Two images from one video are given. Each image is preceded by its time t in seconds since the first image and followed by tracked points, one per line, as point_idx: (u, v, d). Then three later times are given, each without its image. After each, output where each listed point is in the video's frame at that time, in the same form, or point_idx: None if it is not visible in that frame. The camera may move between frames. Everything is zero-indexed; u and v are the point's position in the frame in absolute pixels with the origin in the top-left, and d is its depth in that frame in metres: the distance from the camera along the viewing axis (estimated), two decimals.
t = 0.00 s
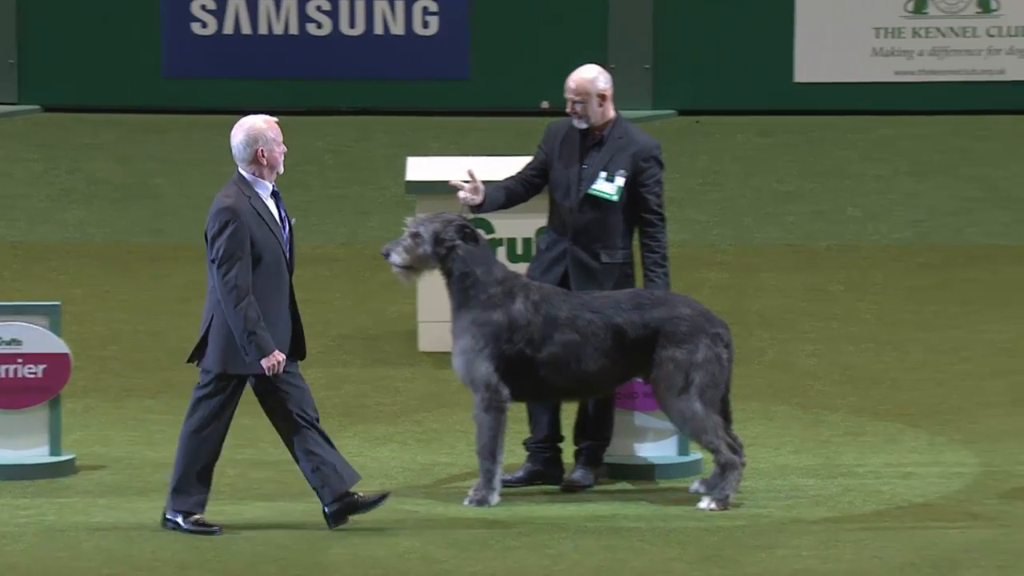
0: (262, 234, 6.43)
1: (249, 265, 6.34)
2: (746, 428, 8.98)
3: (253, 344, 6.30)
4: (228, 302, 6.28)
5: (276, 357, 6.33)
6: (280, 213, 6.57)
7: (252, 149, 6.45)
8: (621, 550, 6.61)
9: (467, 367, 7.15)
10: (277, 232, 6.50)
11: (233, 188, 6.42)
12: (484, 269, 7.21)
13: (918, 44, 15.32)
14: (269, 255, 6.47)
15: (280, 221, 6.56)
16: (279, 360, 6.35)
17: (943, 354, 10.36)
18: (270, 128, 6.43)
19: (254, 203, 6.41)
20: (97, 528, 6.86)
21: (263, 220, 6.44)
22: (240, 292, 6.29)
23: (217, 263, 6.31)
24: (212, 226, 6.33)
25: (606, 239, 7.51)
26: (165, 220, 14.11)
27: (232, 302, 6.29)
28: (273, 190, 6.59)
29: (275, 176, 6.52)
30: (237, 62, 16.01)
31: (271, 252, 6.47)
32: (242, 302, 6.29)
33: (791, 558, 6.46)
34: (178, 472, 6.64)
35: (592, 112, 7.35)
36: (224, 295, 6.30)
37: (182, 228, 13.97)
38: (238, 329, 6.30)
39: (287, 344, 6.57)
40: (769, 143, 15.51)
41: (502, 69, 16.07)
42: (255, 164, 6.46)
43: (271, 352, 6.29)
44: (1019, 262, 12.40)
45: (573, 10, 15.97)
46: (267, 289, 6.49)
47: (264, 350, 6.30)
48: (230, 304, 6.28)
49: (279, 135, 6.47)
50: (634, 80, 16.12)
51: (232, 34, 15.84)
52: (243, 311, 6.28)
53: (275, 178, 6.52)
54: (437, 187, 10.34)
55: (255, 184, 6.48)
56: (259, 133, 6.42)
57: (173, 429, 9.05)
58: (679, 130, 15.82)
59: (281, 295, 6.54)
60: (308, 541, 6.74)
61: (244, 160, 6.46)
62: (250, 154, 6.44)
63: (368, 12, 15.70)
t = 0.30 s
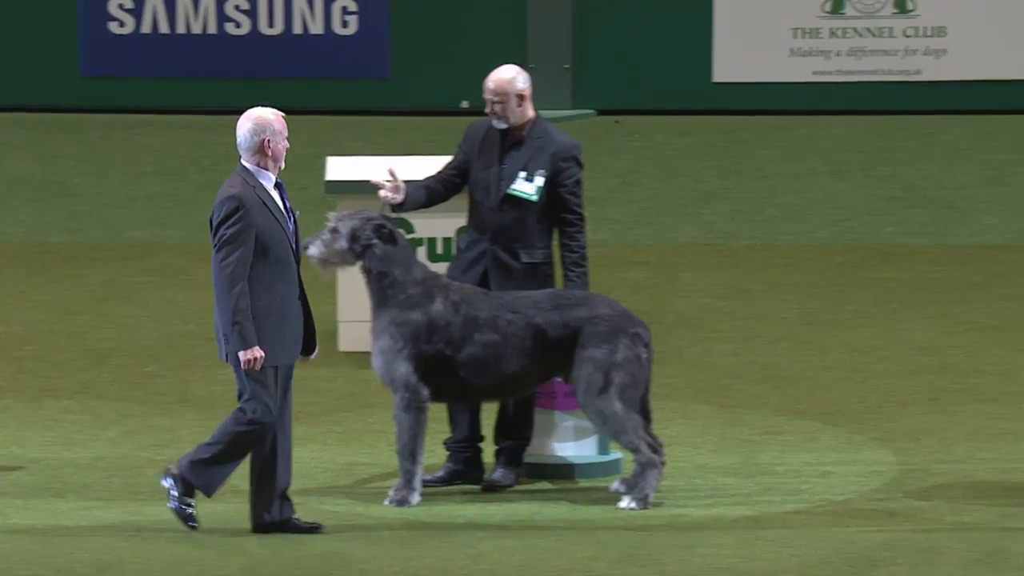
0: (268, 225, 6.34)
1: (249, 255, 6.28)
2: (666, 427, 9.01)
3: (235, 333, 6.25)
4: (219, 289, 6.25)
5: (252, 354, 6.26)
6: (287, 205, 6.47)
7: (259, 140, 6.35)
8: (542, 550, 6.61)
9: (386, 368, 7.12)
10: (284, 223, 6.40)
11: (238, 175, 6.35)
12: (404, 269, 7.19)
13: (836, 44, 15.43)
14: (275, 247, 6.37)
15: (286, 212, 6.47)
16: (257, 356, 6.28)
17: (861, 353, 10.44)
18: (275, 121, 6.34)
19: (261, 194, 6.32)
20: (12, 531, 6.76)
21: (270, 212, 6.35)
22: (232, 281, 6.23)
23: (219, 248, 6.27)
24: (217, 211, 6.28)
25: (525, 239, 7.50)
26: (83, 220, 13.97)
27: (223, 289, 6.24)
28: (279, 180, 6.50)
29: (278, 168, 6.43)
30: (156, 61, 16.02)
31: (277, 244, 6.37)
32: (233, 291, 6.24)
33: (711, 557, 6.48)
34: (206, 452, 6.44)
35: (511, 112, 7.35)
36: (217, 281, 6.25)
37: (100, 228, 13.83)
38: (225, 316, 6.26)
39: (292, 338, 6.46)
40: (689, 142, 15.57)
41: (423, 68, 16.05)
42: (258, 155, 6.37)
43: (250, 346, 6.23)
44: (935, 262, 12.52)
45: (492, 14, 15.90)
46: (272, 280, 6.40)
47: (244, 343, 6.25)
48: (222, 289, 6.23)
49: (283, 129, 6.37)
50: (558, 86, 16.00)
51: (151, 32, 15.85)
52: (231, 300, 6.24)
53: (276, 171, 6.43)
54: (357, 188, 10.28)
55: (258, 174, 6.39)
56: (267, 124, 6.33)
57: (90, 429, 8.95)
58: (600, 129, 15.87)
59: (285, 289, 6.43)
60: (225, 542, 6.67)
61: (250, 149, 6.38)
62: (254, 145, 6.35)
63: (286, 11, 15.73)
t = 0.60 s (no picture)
0: (264, 233, 6.34)
1: (247, 264, 6.27)
2: (593, 427, 9.03)
3: (230, 341, 6.21)
4: (215, 297, 6.21)
5: (244, 364, 6.22)
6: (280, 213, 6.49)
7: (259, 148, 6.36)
8: (468, 549, 6.61)
9: (311, 369, 7.08)
10: (278, 232, 6.41)
11: (235, 183, 6.35)
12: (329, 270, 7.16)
13: (760, 44, 15.29)
14: (271, 256, 6.38)
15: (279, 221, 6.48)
16: (249, 365, 6.25)
17: (786, 353, 10.50)
18: (277, 132, 6.35)
19: (259, 202, 6.33)
20: None
21: (267, 220, 6.37)
22: (229, 288, 6.21)
23: (214, 256, 6.25)
24: (215, 219, 6.27)
25: (450, 240, 7.50)
26: (6, 222, 13.84)
27: (219, 296, 6.21)
28: (273, 190, 6.51)
29: (273, 178, 6.45)
30: (79, 61, 15.53)
31: (273, 252, 6.39)
32: (229, 299, 6.21)
33: (637, 557, 6.50)
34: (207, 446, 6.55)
35: (437, 113, 7.33)
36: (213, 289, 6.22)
37: (24, 229, 13.70)
38: (221, 323, 6.23)
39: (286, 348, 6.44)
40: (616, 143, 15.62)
41: (351, 69, 15.76)
42: (256, 164, 6.38)
43: (243, 354, 6.20)
44: (860, 262, 12.62)
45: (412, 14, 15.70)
46: (266, 289, 6.39)
47: (237, 352, 6.21)
48: (219, 297, 6.21)
49: (283, 140, 6.38)
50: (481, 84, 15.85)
51: (73, 32, 15.36)
52: (228, 308, 6.20)
53: (271, 180, 6.44)
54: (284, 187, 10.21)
55: (253, 181, 6.40)
56: (269, 135, 6.34)
57: (14, 431, 8.86)
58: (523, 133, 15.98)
59: (280, 298, 6.44)
60: (150, 544, 6.62)
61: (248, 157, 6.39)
62: (253, 153, 6.36)
63: (211, 13, 15.34)
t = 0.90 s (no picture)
0: (269, 242, 6.33)
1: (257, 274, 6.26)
2: (499, 426, 9.04)
3: (244, 353, 6.23)
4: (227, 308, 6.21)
5: (260, 373, 6.24)
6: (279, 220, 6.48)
7: (261, 158, 6.39)
8: (376, 549, 6.59)
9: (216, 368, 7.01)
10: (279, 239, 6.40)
11: (238, 191, 6.32)
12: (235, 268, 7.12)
13: (666, 44, 15.55)
14: (276, 265, 6.37)
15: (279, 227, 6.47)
16: (265, 374, 6.26)
17: (692, 352, 10.57)
18: (281, 140, 6.38)
19: (263, 212, 6.31)
20: None
21: (270, 229, 6.35)
22: (241, 300, 6.20)
23: (224, 267, 6.22)
24: (221, 230, 6.23)
25: (358, 237, 7.47)
26: None
27: (232, 309, 6.21)
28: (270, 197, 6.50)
29: (272, 185, 6.46)
30: None
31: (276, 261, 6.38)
32: (242, 311, 6.21)
33: (544, 556, 6.51)
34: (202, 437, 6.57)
35: (346, 115, 7.32)
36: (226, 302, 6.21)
37: None
38: (234, 335, 6.23)
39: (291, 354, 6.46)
40: (524, 142, 15.64)
41: (256, 68, 15.94)
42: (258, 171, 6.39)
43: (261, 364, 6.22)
44: (765, 261, 12.74)
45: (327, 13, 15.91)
46: (271, 296, 6.38)
47: (252, 362, 6.23)
48: (232, 308, 6.20)
49: (287, 148, 6.42)
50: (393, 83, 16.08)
51: None
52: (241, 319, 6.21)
53: (271, 188, 6.44)
54: (190, 187, 10.11)
55: (254, 188, 6.39)
56: (273, 143, 6.37)
57: None
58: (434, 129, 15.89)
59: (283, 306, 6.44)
60: (53, 546, 6.54)
61: (248, 165, 6.40)
62: (257, 160, 6.38)
63: (115, 10, 15.41)
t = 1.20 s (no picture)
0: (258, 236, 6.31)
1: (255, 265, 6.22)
2: (417, 427, 9.00)
3: (256, 343, 6.16)
4: (233, 300, 6.14)
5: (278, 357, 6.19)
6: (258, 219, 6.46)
7: (245, 156, 6.35)
8: (294, 551, 6.53)
9: (132, 368, 6.93)
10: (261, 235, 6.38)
11: (228, 187, 6.29)
12: (154, 267, 7.10)
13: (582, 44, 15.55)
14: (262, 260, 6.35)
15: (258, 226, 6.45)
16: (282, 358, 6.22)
17: (609, 352, 10.60)
18: (269, 139, 6.39)
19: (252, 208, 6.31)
20: None
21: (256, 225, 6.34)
22: (246, 289, 6.15)
23: (223, 262, 6.17)
24: (216, 226, 6.19)
25: (274, 237, 7.43)
26: None
27: (235, 303, 6.15)
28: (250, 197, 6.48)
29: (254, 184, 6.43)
30: None
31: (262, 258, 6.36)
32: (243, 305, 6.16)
33: (462, 557, 6.49)
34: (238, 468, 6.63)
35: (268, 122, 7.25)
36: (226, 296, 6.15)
37: None
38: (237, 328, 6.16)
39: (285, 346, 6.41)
40: (442, 142, 15.60)
41: (172, 68, 15.99)
42: (243, 168, 6.37)
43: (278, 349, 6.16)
44: (681, 262, 12.79)
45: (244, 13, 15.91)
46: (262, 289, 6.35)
47: (269, 348, 6.17)
48: (239, 298, 6.14)
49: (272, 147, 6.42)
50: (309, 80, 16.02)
51: None
52: (250, 307, 6.15)
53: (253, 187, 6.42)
54: (105, 187, 9.97)
55: (239, 186, 6.36)
56: (260, 140, 6.36)
57: None
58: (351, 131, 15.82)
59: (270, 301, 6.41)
60: None
61: (231, 164, 6.35)
62: (243, 157, 6.35)
63: (29, 11, 15.42)
